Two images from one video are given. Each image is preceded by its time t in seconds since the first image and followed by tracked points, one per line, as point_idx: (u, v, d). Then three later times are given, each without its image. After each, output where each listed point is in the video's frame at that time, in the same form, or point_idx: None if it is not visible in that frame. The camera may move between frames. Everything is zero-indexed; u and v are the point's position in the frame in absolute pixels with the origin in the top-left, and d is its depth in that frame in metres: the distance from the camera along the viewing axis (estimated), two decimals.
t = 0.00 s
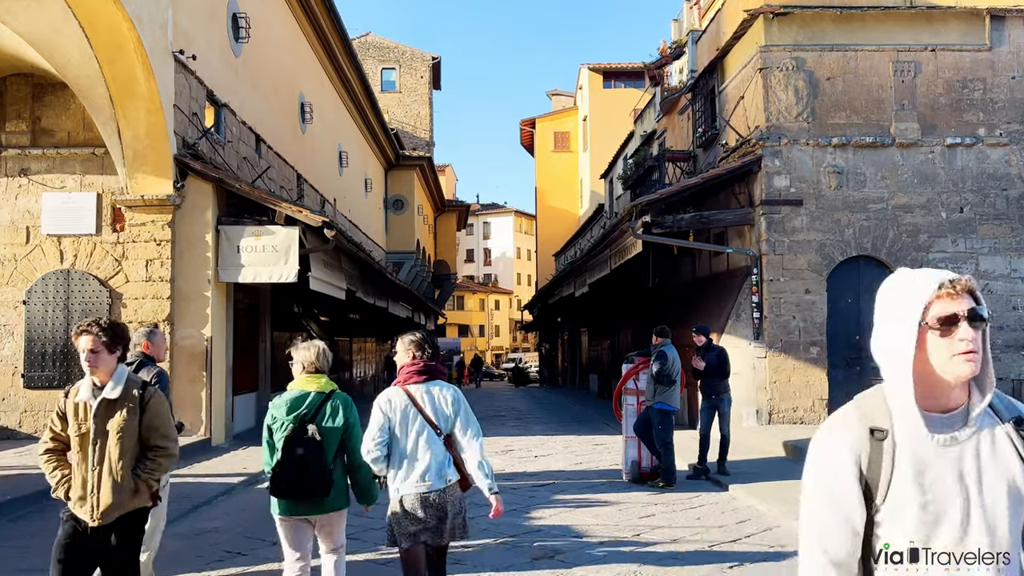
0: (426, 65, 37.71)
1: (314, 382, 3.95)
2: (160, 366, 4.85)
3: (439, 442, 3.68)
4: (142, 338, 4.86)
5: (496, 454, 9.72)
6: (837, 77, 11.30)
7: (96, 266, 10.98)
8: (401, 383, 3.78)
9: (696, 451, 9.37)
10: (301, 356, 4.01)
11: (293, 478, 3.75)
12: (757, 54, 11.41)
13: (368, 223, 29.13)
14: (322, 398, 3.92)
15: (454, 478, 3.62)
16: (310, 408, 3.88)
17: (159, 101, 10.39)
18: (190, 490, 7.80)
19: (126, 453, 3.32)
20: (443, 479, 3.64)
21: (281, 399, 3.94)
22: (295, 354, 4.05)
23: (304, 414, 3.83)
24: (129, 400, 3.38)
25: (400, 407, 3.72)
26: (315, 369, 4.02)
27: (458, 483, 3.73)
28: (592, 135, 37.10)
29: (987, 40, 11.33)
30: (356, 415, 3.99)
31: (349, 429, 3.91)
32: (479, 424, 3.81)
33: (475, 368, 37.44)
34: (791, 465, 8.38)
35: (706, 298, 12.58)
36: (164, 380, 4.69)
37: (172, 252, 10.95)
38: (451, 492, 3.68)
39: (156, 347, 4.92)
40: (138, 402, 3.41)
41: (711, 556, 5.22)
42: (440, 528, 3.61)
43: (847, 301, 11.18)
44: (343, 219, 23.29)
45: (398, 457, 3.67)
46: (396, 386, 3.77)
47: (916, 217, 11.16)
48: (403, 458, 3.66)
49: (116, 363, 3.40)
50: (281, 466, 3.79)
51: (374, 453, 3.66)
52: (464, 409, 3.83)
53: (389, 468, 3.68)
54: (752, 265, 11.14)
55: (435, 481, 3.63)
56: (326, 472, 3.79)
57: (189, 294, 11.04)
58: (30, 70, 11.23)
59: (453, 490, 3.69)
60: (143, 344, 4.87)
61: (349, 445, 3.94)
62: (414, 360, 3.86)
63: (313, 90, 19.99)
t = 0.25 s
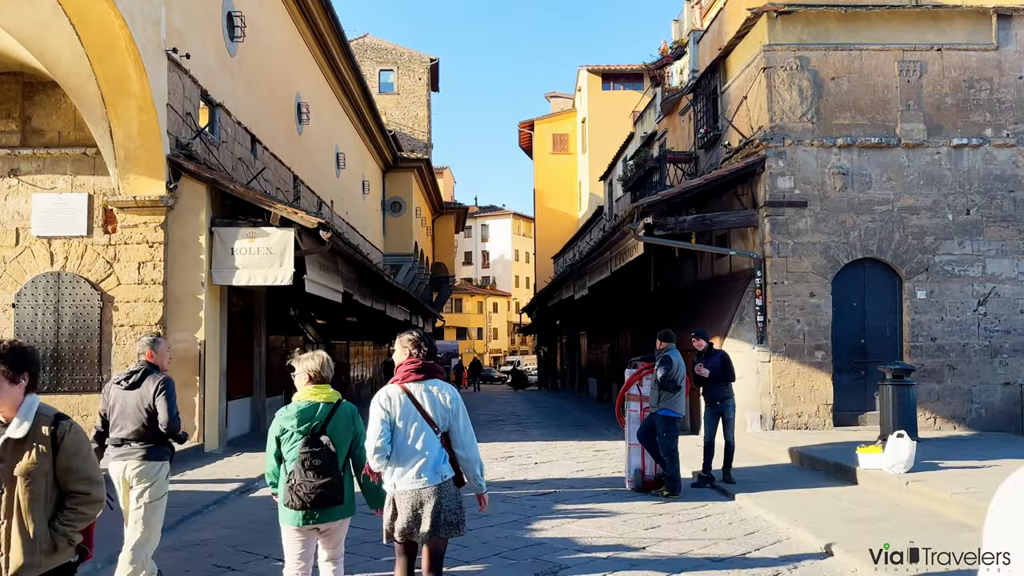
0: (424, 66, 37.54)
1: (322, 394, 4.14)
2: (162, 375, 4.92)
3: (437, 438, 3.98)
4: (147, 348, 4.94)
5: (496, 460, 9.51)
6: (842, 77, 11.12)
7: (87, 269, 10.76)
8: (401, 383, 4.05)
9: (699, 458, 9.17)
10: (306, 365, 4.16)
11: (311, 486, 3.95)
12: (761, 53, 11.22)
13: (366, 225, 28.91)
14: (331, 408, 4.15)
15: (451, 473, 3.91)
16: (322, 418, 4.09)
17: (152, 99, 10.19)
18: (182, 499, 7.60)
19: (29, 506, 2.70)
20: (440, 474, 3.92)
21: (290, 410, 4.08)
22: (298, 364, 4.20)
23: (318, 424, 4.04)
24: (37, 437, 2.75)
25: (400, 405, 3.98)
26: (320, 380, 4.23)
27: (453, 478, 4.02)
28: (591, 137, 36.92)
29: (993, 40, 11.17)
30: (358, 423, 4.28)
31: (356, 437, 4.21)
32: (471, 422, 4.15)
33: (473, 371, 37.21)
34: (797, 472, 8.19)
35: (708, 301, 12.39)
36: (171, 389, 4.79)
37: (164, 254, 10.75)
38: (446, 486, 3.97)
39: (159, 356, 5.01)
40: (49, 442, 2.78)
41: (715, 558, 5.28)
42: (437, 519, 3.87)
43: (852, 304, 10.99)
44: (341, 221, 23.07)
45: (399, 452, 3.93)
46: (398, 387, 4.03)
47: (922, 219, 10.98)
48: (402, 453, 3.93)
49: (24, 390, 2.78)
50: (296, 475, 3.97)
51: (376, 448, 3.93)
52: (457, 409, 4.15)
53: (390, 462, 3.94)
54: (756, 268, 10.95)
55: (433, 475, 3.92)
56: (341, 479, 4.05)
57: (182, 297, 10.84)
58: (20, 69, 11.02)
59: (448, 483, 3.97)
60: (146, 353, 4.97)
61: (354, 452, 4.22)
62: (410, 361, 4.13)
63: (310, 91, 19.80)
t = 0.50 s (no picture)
0: (422, 67, 37.40)
1: (321, 389, 4.20)
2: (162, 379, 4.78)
3: (428, 449, 3.95)
4: (145, 354, 4.80)
5: (493, 464, 9.35)
6: (844, 75, 10.98)
7: (77, 270, 10.59)
8: (390, 393, 3.98)
9: (700, 462, 9.00)
10: (304, 362, 4.19)
11: (318, 483, 4.01)
12: (762, 51, 11.08)
13: (363, 226, 28.75)
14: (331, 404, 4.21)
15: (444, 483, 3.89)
16: (323, 414, 4.15)
17: (144, 98, 10.03)
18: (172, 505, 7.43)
19: None
20: (432, 484, 3.91)
21: (291, 407, 4.11)
22: (294, 360, 4.22)
23: (321, 421, 4.10)
24: None
25: (390, 416, 3.92)
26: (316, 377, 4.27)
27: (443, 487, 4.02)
28: (589, 138, 36.77)
29: (998, 38, 11.03)
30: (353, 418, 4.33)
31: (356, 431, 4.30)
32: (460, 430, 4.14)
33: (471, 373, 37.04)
34: (801, 477, 8.04)
35: (709, 302, 12.23)
36: (172, 394, 4.65)
37: (156, 255, 10.57)
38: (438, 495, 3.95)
39: (158, 362, 4.87)
40: None
41: (716, 561, 5.26)
42: (429, 529, 3.85)
43: (854, 306, 10.84)
44: (337, 222, 22.89)
45: (390, 463, 3.88)
46: (387, 397, 3.97)
47: (925, 219, 10.84)
48: (394, 465, 3.89)
49: None
50: (301, 471, 4.02)
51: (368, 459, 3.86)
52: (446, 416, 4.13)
53: (381, 473, 3.89)
54: (757, 268, 10.79)
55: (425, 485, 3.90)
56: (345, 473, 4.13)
57: (174, 298, 10.66)
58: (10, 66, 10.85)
59: (439, 492, 3.96)
60: (145, 359, 4.82)
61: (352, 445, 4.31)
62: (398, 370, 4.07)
63: (306, 90, 19.63)
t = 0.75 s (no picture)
0: (419, 66, 37.26)
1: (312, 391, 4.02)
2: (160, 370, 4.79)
3: (410, 444, 4.01)
4: (142, 345, 4.80)
5: (490, 465, 9.20)
6: (846, 71, 10.84)
7: (67, 268, 10.42)
8: (372, 389, 4.07)
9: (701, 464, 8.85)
10: (294, 363, 4.02)
11: (308, 487, 3.86)
12: (762, 47, 10.93)
13: (360, 225, 28.57)
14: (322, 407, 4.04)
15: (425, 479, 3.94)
16: (315, 417, 3.99)
17: (135, 94, 9.86)
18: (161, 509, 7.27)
19: None
20: (412, 479, 3.96)
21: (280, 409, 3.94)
22: (285, 362, 4.04)
23: (313, 423, 3.94)
24: None
25: (372, 412, 4.01)
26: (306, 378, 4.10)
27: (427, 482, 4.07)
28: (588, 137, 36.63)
29: (1001, 33, 10.89)
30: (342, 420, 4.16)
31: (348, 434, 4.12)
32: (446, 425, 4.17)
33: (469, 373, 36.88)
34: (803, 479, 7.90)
35: (708, 302, 12.08)
36: (169, 385, 4.66)
37: (148, 253, 10.41)
38: (420, 490, 4.01)
39: (156, 353, 4.88)
40: None
41: (715, 563, 5.18)
42: (410, 523, 3.92)
43: (856, 305, 10.70)
44: (333, 221, 22.73)
45: (372, 458, 3.96)
46: (370, 394, 4.05)
47: (928, 217, 10.70)
48: (375, 460, 3.97)
49: None
50: (291, 475, 3.86)
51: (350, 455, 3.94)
52: (432, 412, 4.15)
53: (364, 468, 3.97)
54: (758, 267, 10.64)
55: (406, 479, 3.96)
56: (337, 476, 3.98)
57: (166, 297, 10.49)
58: None
59: (422, 487, 4.01)
60: (142, 352, 4.81)
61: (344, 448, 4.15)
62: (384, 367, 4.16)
63: (302, 88, 19.47)
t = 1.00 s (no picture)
0: (416, 65, 37.08)
1: (297, 394, 3.99)
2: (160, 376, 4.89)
3: (392, 443, 4.02)
4: (143, 350, 4.89)
5: (486, 469, 9.02)
6: (848, 68, 10.67)
7: (56, 268, 10.23)
8: (361, 389, 4.12)
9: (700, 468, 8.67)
10: (280, 366, 4.00)
11: (287, 491, 3.81)
12: (763, 44, 10.76)
13: (357, 225, 28.35)
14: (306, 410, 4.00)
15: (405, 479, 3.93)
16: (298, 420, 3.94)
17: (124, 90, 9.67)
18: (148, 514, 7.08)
19: None
20: (392, 478, 3.98)
21: (264, 410, 3.91)
22: (271, 364, 4.01)
23: (295, 427, 3.89)
24: None
25: (358, 412, 4.05)
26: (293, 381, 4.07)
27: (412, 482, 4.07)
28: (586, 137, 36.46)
29: (1005, 30, 10.73)
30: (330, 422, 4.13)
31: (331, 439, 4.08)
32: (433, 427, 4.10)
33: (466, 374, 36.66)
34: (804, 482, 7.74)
35: (708, 302, 11.91)
36: (170, 391, 4.77)
37: (138, 252, 10.23)
38: (402, 489, 4.01)
39: (155, 359, 4.97)
40: None
41: (716, 566, 5.13)
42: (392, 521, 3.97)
43: (858, 305, 10.53)
44: (330, 220, 22.53)
45: (357, 456, 4.01)
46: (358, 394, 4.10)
47: (931, 216, 10.53)
48: (358, 457, 4.01)
49: None
50: (271, 477, 3.81)
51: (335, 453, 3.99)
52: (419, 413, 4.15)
53: (349, 466, 4.02)
54: (759, 267, 10.46)
55: (387, 479, 3.98)
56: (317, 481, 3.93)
57: (157, 297, 10.30)
58: None
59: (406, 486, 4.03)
60: (142, 356, 4.91)
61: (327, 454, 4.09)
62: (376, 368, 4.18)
63: (297, 86, 19.29)
